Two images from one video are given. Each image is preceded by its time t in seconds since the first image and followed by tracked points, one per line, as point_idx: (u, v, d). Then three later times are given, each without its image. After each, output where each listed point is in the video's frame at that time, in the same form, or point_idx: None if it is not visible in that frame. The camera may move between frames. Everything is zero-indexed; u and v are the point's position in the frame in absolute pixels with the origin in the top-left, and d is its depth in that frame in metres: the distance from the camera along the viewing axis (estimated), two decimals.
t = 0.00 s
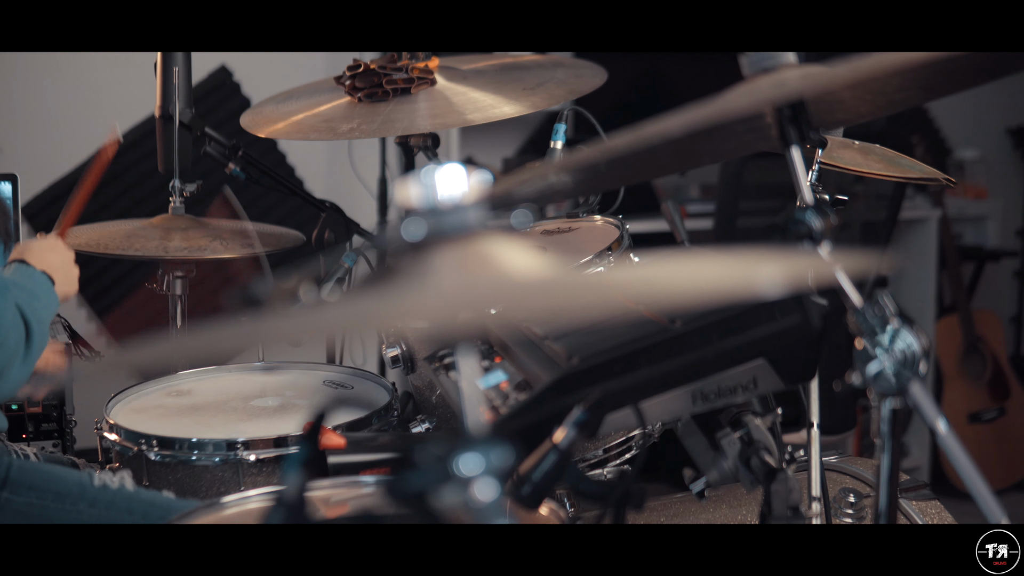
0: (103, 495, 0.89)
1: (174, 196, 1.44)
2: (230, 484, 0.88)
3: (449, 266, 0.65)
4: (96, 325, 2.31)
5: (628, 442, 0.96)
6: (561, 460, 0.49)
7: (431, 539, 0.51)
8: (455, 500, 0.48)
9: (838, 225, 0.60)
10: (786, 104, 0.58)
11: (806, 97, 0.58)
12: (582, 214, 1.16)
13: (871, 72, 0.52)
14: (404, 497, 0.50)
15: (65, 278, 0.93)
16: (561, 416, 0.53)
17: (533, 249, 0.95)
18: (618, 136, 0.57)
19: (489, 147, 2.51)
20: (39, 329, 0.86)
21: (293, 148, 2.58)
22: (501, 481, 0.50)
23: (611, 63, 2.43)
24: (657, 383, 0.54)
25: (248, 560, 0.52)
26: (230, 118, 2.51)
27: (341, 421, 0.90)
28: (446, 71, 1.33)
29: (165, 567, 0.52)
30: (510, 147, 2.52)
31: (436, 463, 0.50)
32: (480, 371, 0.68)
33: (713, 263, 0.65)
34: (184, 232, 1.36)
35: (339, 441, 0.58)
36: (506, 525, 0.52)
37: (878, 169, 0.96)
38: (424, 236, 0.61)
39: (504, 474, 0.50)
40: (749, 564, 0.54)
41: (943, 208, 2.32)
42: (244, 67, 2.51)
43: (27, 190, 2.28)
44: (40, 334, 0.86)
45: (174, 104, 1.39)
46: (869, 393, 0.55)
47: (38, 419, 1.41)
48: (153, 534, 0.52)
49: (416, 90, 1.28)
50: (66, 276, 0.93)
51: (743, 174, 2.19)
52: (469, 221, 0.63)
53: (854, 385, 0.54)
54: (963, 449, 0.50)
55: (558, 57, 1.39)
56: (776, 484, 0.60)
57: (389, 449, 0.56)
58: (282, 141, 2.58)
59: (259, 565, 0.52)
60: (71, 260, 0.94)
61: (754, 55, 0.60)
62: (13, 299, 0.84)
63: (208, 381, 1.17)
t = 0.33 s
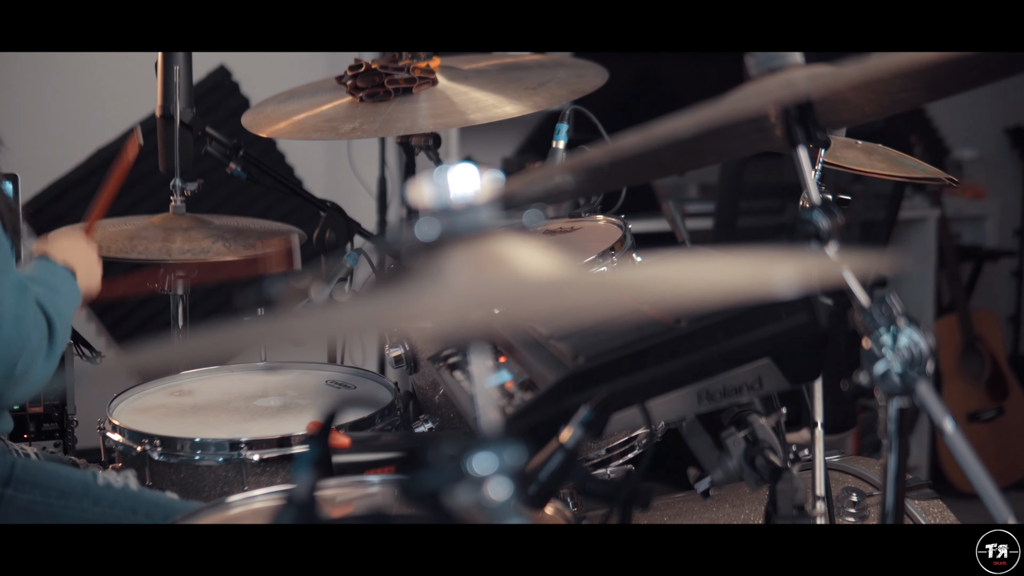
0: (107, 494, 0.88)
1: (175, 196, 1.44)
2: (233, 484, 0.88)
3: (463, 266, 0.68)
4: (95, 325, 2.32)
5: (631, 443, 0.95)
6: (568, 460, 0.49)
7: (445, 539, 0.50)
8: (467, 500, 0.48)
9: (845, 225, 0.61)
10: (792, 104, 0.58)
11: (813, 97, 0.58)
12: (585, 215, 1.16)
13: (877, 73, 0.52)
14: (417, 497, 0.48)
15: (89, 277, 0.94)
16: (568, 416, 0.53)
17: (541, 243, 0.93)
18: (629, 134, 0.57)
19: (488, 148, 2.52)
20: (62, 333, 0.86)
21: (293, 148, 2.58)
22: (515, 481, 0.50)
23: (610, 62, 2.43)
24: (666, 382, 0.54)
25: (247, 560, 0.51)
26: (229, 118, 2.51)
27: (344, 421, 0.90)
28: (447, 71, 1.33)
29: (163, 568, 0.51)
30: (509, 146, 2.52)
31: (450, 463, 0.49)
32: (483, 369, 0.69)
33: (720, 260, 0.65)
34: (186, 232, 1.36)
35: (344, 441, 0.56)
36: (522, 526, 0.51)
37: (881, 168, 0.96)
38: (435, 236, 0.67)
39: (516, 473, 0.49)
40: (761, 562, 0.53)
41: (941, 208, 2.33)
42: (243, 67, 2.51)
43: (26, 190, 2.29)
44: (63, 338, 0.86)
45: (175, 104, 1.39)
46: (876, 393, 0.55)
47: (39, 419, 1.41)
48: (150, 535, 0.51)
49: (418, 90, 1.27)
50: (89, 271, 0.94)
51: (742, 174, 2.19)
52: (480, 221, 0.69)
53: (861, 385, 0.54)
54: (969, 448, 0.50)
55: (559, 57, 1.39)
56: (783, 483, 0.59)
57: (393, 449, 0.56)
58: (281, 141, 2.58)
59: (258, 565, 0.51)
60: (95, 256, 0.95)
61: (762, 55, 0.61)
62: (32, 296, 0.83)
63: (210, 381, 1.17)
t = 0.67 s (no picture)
0: (113, 504, 0.89)
1: (178, 195, 1.44)
2: (236, 484, 0.88)
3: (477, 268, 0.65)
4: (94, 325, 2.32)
5: (633, 442, 0.95)
6: (574, 459, 0.49)
7: (459, 539, 0.50)
8: (481, 497, 0.49)
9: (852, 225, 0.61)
10: (798, 104, 0.58)
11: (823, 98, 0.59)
12: (587, 214, 1.16)
13: (881, 74, 0.52)
14: (432, 496, 0.50)
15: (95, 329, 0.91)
16: (575, 414, 0.54)
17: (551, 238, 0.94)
18: (638, 134, 0.57)
19: (487, 147, 2.52)
20: (72, 360, 0.82)
21: (292, 147, 2.58)
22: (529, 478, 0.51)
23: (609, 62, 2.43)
24: (672, 381, 0.54)
25: (252, 560, 0.50)
26: (228, 118, 2.51)
27: (348, 420, 0.90)
28: (449, 71, 1.33)
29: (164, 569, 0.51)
30: (509, 146, 2.52)
31: (463, 462, 0.51)
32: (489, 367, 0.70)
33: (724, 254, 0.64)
34: (188, 232, 1.36)
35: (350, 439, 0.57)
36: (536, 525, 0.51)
37: (883, 168, 0.97)
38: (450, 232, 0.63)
39: (530, 473, 0.50)
40: (771, 562, 0.53)
41: (940, 207, 2.34)
42: (243, 67, 2.51)
43: (26, 190, 2.29)
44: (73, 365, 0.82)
45: (177, 103, 1.39)
46: (883, 391, 0.56)
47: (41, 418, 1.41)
48: (153, 535, 0.51)
49: (420, 89, 1.27)
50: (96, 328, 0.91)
51: (743, 174, 2.19)
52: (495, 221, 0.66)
53: (867, 383, 0.55)
54: (976, 447, 0.50)
55: (561, 56, 1.39)
56: (788, 481, 0.60)
57: (397, 448, 0.56)
58: (281, 141, 2.58)
59: (263, 565, 0.50)
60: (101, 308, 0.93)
61: (769, 55, 0.62)
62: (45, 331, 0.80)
63: (212, 381, 1.17)
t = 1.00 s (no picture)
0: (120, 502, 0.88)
1: (179, 195, 1.44)
2: (239, 483, 0.88)
3: (492, 269, 0.64)
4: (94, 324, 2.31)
5: (636, 441, 0.95)
6: (582, 458, 0.49)
7: (475, 538, 0.51)
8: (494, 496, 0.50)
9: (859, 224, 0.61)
10: (804, 105, 0.58)
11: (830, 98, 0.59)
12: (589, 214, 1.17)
13: (883, 77, 0.52)
14: (446, 494, 0.50)
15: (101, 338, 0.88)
16: (583, 412, 0.53)
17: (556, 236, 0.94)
18: (647, 134, 0.57)
19: (487, 147, 2.52)
20: (72, 359, 0.81)
21: (292, 148, 2.58)
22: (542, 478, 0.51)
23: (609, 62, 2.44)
24: (678, 379, 0.54)
25: (262, 560, 0.50)
26: (228, 117, 2.51)
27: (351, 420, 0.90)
28: (450, 70, 1.33)
29: (170, 568, 0.51)
30: (509, 146, 2.53)
31: (479, 461, 0.52)
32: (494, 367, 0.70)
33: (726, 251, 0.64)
34: (190, 231, 1.36)
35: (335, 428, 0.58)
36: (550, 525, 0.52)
37: (887, 167, 0.97)
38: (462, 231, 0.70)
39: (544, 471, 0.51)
40: (779, 562, 0.52)
41: (939, 206, 2.35)
42: (243, 67, 2.51)
43: (26, 189, 2.29)
44: (73, 366, 0.81)
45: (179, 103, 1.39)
46: (890, 390, 0.56)
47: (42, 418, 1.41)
48: (160, 534, 0.51)
49: (422, 89, 1.27)
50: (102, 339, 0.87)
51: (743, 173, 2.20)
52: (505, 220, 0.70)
53: (876, 382, 0.55)
54: (983, 446, 0.51)
55: (563, 56, 1.39)
56: (794, 480, 0.60)
57: (403, 447, 0.55)
58: (281, 141, 2.58)
59: (273, 565, 0.50)
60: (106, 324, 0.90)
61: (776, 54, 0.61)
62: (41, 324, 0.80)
63: (214, 380, 1.17)
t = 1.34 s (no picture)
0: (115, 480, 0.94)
1: (182, 194, 1.44)
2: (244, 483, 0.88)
3: (504, 266, 0.62)
4: (94, 325, 2.31)
5: (641, 441, 0.95)
6: (589, 457, 0.50)
7: (484, 538, 0.51)
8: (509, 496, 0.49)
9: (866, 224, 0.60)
10: (812, 106, 0.58)
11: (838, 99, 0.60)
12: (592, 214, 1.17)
13: (889, 80, 0.53)
14: (462, 492, 0.51)
15: (86, 296, 0.91)
16: (589, 412, 0.53)
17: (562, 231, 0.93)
18: (656, 133, 0.57)
19: (487, 147, 2.52)
20: (61, 349, 0.81)
21: (292, 147, 2.59)
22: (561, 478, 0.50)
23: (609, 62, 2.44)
24: (684, 379, 0.54)
25: (271, 560, 0.51)
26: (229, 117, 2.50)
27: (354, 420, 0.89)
28: (452, 70, 1.33)
29: (177, 568, 0.51)
30: (509, 146, 2.53)
31: (491, 459, 0.52)
32: (500, 368, 0.70)
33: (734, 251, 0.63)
34: (192, 230, 1.36)
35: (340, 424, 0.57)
36: (563, 526, 0.52)
37: (892, 167, 0.97)
38: (480, 233, 0.63)
39: (558, 470, 0.50)
40: (786, 561, 0.52)
41: (938, 206, 2.35)
42: (243, 66, 2.51)
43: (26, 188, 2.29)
44: (63, 360, 0.82)
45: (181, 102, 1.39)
46: (899, 390, 0.56)
47: (44, 418, 1.41)
48: (165, 534, 0.52)
49: (424, 88, 1.27)
50: (85, 293, 0.91)
51: (744, 173, 2.20)
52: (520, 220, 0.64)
53: (884, 381, 0.56)
54: (990, 444, 0.51)
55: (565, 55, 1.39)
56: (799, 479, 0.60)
57: (406, 446, 0.55)
58: (281, 140, 2.58)
59: (282, 565, 0.51)
60: (85, 275, 0.92)
61: (784, 55, 0.62)
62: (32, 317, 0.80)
63: (218, 380, 1.17)
